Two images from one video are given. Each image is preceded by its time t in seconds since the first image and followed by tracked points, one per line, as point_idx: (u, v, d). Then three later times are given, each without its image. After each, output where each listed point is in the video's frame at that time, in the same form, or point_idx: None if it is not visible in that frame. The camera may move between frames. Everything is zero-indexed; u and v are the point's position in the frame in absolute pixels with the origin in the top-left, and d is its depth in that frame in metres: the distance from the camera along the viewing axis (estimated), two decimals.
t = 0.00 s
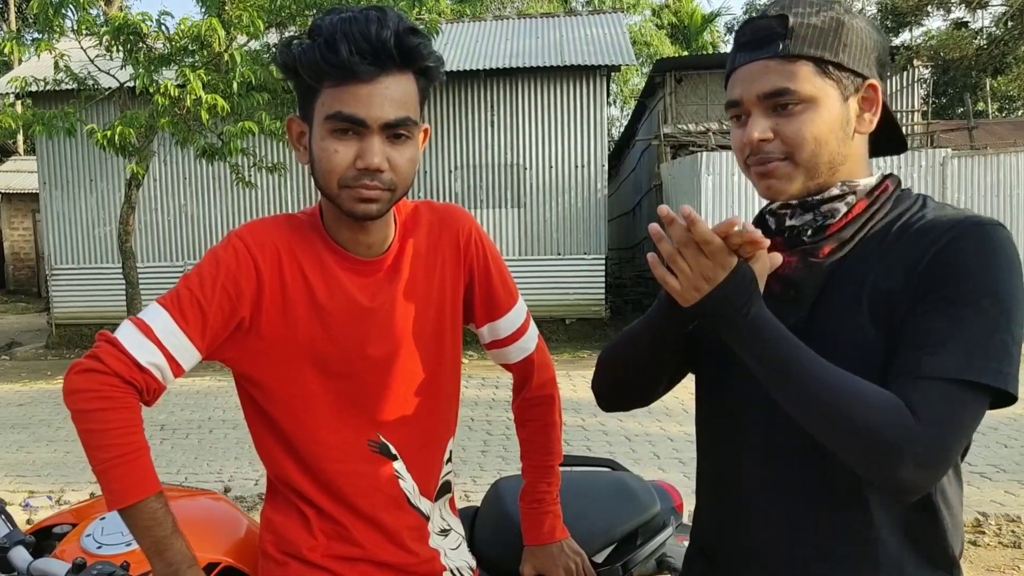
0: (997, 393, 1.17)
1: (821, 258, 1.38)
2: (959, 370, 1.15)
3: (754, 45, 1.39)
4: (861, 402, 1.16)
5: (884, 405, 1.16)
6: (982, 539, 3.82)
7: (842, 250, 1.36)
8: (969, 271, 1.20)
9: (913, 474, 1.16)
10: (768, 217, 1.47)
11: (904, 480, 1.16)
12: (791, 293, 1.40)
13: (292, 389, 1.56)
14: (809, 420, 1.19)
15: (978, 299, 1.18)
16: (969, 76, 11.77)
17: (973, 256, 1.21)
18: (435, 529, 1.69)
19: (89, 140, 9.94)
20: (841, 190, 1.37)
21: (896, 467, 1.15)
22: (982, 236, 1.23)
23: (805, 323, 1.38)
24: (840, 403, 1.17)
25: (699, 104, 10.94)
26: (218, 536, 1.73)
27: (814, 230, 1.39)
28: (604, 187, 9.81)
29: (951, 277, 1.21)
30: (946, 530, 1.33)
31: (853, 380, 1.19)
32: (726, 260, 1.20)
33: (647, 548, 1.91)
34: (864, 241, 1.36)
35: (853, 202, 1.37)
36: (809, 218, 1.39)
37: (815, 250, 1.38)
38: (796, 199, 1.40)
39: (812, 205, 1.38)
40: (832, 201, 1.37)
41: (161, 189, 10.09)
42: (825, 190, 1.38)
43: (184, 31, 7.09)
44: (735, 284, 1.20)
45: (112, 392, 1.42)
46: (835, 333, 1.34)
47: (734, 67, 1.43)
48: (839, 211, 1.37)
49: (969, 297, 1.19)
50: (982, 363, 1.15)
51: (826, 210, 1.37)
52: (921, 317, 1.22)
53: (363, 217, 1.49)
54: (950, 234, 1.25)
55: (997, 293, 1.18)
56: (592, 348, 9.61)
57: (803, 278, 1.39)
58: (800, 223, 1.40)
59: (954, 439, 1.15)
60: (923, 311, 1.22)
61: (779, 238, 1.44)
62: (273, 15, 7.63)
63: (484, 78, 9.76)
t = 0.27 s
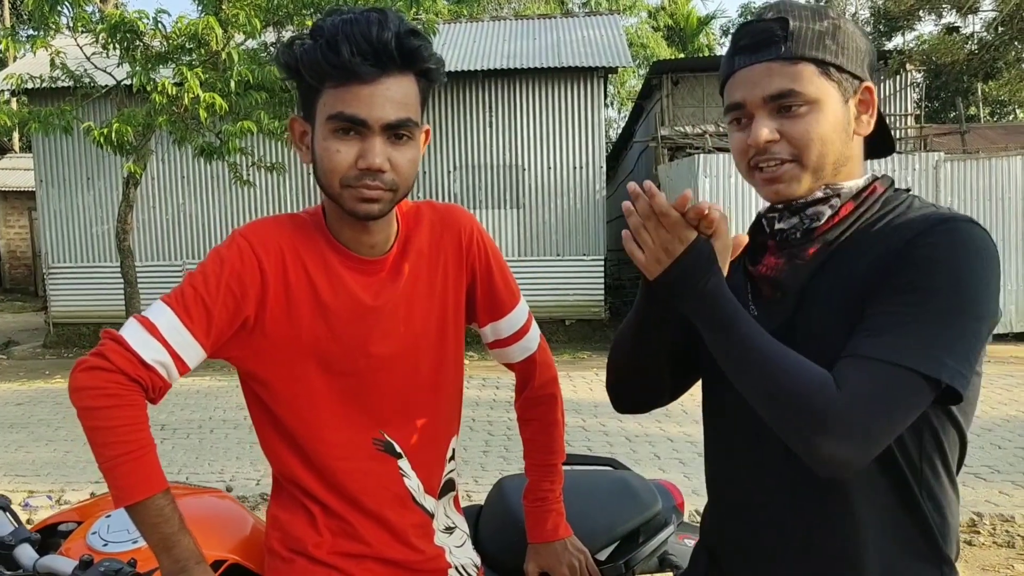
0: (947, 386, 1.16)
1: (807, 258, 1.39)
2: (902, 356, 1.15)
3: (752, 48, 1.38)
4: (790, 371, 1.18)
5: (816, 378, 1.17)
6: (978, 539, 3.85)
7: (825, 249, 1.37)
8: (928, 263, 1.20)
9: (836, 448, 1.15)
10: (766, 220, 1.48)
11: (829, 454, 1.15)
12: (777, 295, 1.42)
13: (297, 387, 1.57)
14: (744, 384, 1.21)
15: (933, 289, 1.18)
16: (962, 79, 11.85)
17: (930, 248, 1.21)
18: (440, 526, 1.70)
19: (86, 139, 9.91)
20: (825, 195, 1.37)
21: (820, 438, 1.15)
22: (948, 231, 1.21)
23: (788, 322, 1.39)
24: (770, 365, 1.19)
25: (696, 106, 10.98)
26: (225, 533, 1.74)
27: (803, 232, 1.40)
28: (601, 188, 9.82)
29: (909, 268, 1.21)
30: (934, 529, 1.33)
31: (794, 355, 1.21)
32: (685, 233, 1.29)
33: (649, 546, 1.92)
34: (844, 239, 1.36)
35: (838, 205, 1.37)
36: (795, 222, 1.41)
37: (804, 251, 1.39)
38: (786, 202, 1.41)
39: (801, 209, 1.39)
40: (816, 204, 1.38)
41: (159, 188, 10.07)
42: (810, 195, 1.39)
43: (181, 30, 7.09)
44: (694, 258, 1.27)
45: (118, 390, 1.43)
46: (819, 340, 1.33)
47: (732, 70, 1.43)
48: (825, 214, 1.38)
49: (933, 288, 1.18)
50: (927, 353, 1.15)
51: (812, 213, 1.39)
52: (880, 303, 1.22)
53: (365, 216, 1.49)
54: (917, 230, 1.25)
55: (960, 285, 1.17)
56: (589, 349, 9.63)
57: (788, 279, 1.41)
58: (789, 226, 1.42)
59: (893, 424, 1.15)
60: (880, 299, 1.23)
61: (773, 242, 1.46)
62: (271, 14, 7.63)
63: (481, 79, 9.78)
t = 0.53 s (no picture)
0: (938, 393, 1.18)
1: (807, 261, 1.42)
2: (892, 360, 1.17)
3: (753, 53, 1.42)
4: (777, 376, 1.21)
5: (803, 382, 1.20)
6: (967, 540, 3.92)
7: (825, 252, 1.39)
8: (920, 269, 1.22)
9: (826, 447, 1.17)
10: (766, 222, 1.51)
11: (813, 452, 1.18)
12: (778, 296, 1.45)
13: (308, 384, 1.58)
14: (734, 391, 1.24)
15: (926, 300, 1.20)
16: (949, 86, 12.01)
17: (923, 254, 1.23)
18: (446, 524, 1.71)
19: (78, 136, 9.83)
20: (824, 197, 1.40)
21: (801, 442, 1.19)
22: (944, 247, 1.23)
23: (789, 324, 1.41)
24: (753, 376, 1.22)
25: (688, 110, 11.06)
26: (231, 531, 1.75)
27: (803, 235, 1.42)
28: (592, 190, 9.87)
29: (902, 275, 1.24)
30: (932, 529, 1.36)
31: (780, 362, 1.24)
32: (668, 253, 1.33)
33: (650, 544, 1.95)
34: (840, 242, 1.39)
35: (839, 207, 1.39)
36: (796, 224, 1.43)
37: (803, 254, 1.42)
38: (786, 204, 1.44)
39: (800, 211, 1.42)
40: (816, 207, 1.40)
41: (151, 186, 10.00)
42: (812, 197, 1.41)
43: (176, 27, 7.03)
44: (679, 277, 1.32)
45: (131, 386, 1.43)
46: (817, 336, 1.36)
47: (735, 74, 1.45)
48: (824, 217, 1.40)
49: (924, 300, 1.20)
50: (918, 358, 1.17)
51: (811, 216, 1.41)
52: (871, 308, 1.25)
53: (377, 215, 1.50)
54: (911, 237, 1.28)
55: (953, 298, 1.19)
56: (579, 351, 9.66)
57: (788, 282, 1.43)
58: (789, 228, 1.44)
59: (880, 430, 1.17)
60: (872, 305, 1.26)
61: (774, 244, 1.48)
62: (267, 13, 7.64)
63: (474, 80, 9.81)
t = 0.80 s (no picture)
0: (966, 401, 1.21)
1: (818, 271, 1.45)
2: (921, 375, 1.20)
3: (778, 57, 1.44)
4: (806, 409, 1.23)
5: (834, 409, 1.22)
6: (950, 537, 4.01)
7: (833, 263, 1.44)
8: (940, 282, 1.25)
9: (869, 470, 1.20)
10: (772, 231, 1.55)
11: (854, 471, 1.20)
12: (788, 306, 1.48)
13: (321, 385, 1.60)
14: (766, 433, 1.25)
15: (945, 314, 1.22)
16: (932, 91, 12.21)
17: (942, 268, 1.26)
18: (453, 522, 1.74)
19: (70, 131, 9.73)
20: (834, 208, 1.44)
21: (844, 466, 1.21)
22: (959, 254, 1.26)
23: (800, 334, 1.46)
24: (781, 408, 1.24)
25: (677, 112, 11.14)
26: (238, 529, 1.77)
27: (811, 246, 1.46)
28: (583, 190, 9.91)
29: (921, 288, 1.27)
30: (934, 523, 1.40)
31: (803, 392, 1.26)
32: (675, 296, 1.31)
33: (650, 543, 1.99)
34: (851, 253, 1.43)
35: (846, 216, 1.44)
36: (804, 235, 1.47)
37: (813, 264, 1.46)
38: (800, 213, 1.48)
39: (809, 222, 1.46)
40: (826, 217, 1.44)
41: (142, 182, 9.94)
42: (820, 207, 1.46)
43: (171, 25, 6.94)
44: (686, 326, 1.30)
45: (146, 387, 1.44)
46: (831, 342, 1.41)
47: (753, 79, 1.48)
48: (834, 226, 1.44)
49: (941, 312, 1.23)
50: (945, 371, 1.19)
51: (821, 226, 1.45)
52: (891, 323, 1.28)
53: (393, 219, 1.53)
54: (928, 251, 1.30)
55: (967, 306, 1.22)
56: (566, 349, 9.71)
57: (799, 294, 1.47)
58: (796, 239, 1.48)
59: (919, 441, 1.20)
60: (895, 320, 1.28)
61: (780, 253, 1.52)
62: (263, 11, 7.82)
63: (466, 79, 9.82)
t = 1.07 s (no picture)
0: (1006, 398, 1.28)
1: (844, 274, 1.49)
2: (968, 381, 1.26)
3: (797, 65, 1.48)
4: (866, 425, 1.29)
5: (892, 422, 1.28)
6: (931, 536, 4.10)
7: (861, 267, 1.49)
8: (974, 290, 1.31)
9: (930, 479, 1.28)
10: (788, 234, 1.58)
11: (918, 482, 1.28)
12: (816, 309, 1.52)
13: (332, 383, 1.62)
14: (824, 449, 1.31)
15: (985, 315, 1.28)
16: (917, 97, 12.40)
17: (977, 278, 1.31)
18: (460, 519, 1.76)
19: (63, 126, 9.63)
20: (860, 212, 1.49)
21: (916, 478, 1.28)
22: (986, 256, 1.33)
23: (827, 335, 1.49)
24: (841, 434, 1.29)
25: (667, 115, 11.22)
26: (247, 526, 1.78)
27: (834, 249, 1.51)
28: (574, 191, 9.96)
29: (958, 296, 1.32)
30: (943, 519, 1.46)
31: (856, 403, 1.31)
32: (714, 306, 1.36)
33: (651, 541, 2.01)
34: (878, 257, 1.48)
35: (869, 221, 1.49)
36: (829, 238, 1.51)
37: (837, 266, 1.50)
38: (821, 218, 1.52)
39: (834, 225, 1.50)
40: (852, 220, 1.49)
41: (134, 178, 9.87)
42: (846, 211, 1.50)
43: (167, 22, 6.91)
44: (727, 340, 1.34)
45: (163, 384, 1.45)
46: (853, 346, 1.46)
47: (774, 86, 1.50)
48: (859, 230, 1.49)
49: (977, 317, 1.29)
50: (987, 374, 1.25)
51: (846, 230, 1.50)
52: (929, 332, 1.34)
53: (410, 220, 1.56)
54: (958, 260, 1.35)
55: (1000, 309, 1.28)
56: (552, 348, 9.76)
57: (826, 296, 1.50)
58: (821, 242, 1.52)
59: (967, 441, 1.28)
60: (932, 327, 1.33)
61: (799, 255, 1.56)
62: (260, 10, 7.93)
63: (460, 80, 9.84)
